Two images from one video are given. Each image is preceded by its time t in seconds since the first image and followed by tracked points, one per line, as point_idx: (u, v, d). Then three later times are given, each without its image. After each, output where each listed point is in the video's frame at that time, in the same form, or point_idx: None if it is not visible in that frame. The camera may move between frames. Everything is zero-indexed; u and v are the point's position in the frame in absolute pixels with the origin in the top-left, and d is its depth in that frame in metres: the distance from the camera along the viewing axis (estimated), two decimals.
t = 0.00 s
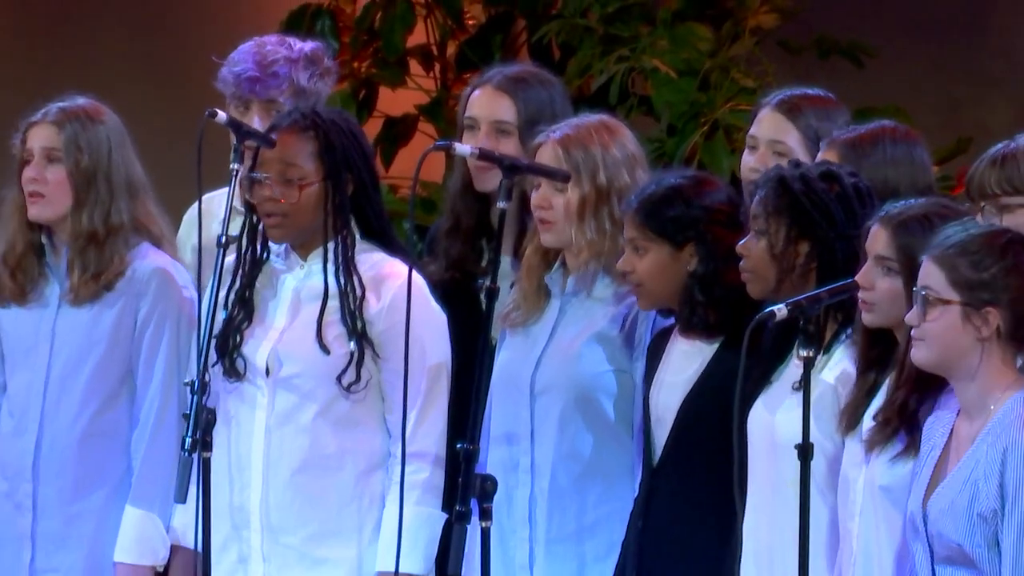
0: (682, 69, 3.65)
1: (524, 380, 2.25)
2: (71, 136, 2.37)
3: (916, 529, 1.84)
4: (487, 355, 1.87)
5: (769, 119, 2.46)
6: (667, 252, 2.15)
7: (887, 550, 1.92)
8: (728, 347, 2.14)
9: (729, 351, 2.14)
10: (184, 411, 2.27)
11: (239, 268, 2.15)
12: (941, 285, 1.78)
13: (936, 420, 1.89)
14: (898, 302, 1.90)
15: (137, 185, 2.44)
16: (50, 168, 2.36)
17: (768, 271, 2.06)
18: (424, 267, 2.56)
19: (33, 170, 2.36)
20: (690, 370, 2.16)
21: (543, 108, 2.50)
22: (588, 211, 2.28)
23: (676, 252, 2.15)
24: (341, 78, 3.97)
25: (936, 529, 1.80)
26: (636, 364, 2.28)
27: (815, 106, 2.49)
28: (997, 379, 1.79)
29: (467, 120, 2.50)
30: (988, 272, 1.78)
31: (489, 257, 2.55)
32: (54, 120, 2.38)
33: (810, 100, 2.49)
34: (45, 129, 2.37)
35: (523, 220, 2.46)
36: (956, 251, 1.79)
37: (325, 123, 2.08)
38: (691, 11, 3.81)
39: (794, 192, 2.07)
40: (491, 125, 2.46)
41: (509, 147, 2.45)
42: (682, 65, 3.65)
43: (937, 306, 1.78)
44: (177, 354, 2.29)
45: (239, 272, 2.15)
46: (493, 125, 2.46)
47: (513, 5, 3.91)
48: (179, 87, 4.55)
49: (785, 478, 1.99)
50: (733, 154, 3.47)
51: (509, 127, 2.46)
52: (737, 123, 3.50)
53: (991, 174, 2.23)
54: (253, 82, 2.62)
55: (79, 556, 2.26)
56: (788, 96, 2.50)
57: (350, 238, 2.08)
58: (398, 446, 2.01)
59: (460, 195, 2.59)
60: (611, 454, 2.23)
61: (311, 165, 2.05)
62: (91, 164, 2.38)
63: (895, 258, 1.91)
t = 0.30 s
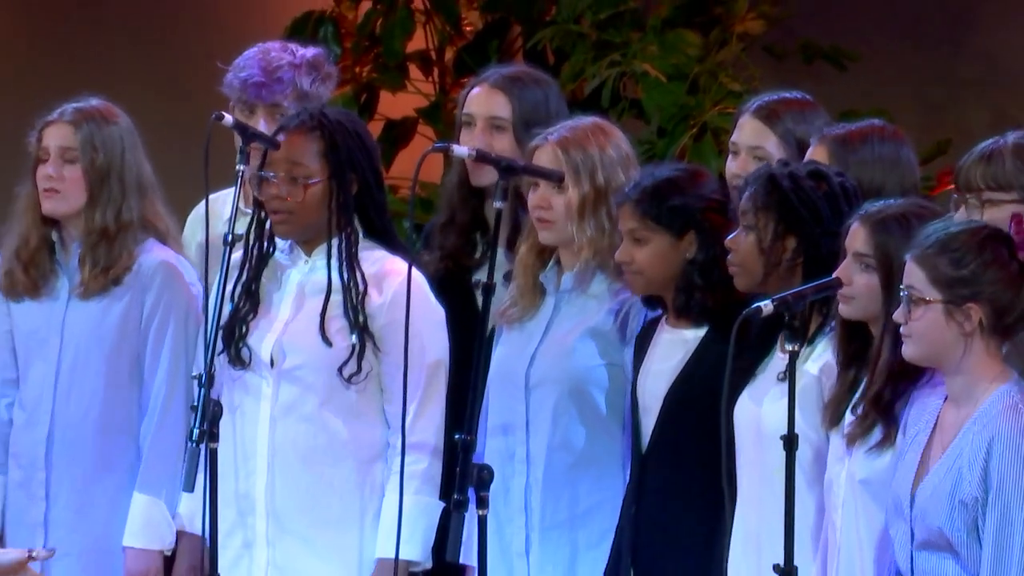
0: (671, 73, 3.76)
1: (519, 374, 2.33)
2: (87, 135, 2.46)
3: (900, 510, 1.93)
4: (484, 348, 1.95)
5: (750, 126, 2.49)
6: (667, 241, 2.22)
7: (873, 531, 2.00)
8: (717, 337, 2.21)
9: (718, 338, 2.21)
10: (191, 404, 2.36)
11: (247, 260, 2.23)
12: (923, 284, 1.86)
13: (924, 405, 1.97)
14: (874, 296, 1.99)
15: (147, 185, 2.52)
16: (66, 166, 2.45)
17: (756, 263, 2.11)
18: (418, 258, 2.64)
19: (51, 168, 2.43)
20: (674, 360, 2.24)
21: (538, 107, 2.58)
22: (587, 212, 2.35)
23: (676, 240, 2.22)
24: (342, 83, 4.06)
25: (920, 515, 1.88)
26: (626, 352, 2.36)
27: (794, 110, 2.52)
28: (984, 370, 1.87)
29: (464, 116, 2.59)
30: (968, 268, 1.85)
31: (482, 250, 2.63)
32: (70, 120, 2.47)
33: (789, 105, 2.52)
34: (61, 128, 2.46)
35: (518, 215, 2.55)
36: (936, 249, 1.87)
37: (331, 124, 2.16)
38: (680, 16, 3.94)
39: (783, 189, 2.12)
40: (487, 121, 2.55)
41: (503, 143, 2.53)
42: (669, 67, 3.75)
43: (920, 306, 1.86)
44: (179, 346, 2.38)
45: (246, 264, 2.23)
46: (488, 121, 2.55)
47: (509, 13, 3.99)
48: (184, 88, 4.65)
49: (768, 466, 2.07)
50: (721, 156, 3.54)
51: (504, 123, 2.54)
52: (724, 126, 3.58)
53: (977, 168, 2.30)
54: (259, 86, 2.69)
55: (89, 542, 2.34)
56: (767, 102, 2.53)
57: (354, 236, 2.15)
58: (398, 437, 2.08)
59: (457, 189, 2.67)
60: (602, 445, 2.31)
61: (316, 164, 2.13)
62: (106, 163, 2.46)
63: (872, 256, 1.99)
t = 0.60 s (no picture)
0: (662, 78, 3.81)
1: (515, 367, 2.42)
2: (100, 137, 2.55)
3: (883, 498, 2.01)
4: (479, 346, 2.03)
5: (740, 129, 2.57)
6: (659, 239, 2.30)
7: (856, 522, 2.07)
8: (703, 335, 2.29)
9: (702, 335, 2.29)
10: (198, 396, 2.43)
11: (252, 260, 2.31)
12: (914, 281, 1.93)
13: (908, 397, 2.04)
14: (855, 294, 2.07)
15: (156, 187, 2.60)
16: (80, 166, 2.53)
17: (741, 264, 2.19)
18: (416, 255, 2.72)
19: (65, 167, 2.52)
20: (664, 355, 2.32)
21: (532, 110, 2.66)
22: (579, 211, 2.45)
23: (667, 238, 2.31)
24: (343, 87, 4.13)
25: (907, 504, 1.95)
26: (617, 349, 2.44)
27: (782, 113, 2.60)
28: (971, 367, 1.94)
29: (460, 120, 2.66)
30: (958, 268, 1.92)
31: (479, 249, 2.71)
32: (84, 122, 2.56)
33: (776, 108, 2.60)
34: (76, 130, 2.55)
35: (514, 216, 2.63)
36: (927, 248, 1.94)
37: (334, 128, 2.24)
38: (672, 22, 3.97)
39: (774, 195, 2.20)
40: (482, 124, 2.63)
41: (499, 146, 2.61)
42: (659, 71, 3.82)
43: (911, 300, 1.93)
44: (187, 342, 2.45)
45: (252, 263, 2.31)
46: (484, 125, 2.62)
47: (506, 18, 4.05)
48: (185, 91, 4.71)
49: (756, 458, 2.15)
50: (711, 159, 3.64)
51: (498, 126, 2.62)
52: (714, 128, 3.68)
53: (962, 167, 2.37)
54: (265, 88, 2.78)
55: (102, 531, 2.43)
56: (756, 104, 2.61)
57: (354, 236, 2.23)
58: (398, 429, 2.16)
59: (454, 189, 2.74)
60: (594, 437, 2.40)
61: (320, 165, 2.21)
62: (118, 164, 2.55)
63: (852, 255, 2.08)
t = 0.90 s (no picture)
0: (654, 81, 3.90)
1: (510, 360, 2.51)
2: (110, 140, 2.63)
3: (866, 490, 2.08)
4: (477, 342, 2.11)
5: (725, 133, 2.65)
6: (644, 240, 2.38)
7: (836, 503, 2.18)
8: (694, 329, 2.38)
9: (693, 327, 2.38)
10: (206, 389, 2.52)
11: (259, 258, 2.39)
12: (897, 277, 2.01)
13: (885, 390, 2.13)
14: (837, 285, 2.16)
15: (163, 188, 2.69)
16: (90, 167, 2.61)
17: (730, 262, 2.28)
18: (417, 252, 2.81)
19: (76, 168, 2.60)
20: (656, 349, 2.40)
21: (529, 115, 2.75)
22: (572, 211, 2.52)
23: (652, 239, 2.38)
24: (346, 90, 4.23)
25: (892, 495, 2.02)
26: (611, 345, 2.54)
27: (767, 116, 2.68)
28: (948, 362, 2.02)
29: (460, 127, 2.74)
30: (939, 266, 2.00)
31: (477, 248, 2.80)
32: (95, 125, 2.64)
33: (762, 111, 2.69)
34: (85, 132, 2.63)
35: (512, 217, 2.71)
36: (910, 245, 2.02)
37: (334, 133, 2.32)
38: (659, 27, 4.05)
39: (755, 193, 2.28)
40: (482, 133, 2.71)
41: (499, 153, 2.70)
42: (650, 75, 3.90)
43: (893, 296, 2.01)
44: (195, 337, 2.53)
45: (258, 262, 2.39)
46: (484, 133, 2.71)
47: (502, 22, 4.17)
48: (194, 91, 4.81)
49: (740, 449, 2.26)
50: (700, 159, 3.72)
51: (499, 135, 2.71)
52: (703, 130, 3.79)
53: (945, 167, 2.45)
54: (268, 90, 2.86)
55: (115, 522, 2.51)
56: (741, 109, 2.69)
57: (355, 236, 2.32)
58: (399, 420, 2.26)
59: (453, 189, 2.82)
60: (587, 425, 2.50)
61: (318, 169, 2.29)
62: (127, 166, 2.63)
63: (833, 245, 2.17)
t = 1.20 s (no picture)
0: (644, 84, 3.98)
1: (503, 353, 2.59)
2: (116, 140, 2.72)
3: (853, 478, 2.16)
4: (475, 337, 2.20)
5: (709, 134, 2.73)
6: (631, 232, 2.47)
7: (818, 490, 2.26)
8: (682, 321, 2.46)
9: (677, 317, 2.47)
10: (211, 380, 2.61)
11: (264, 252, 2.47)
12: (881, 271, 2.10)
13: (871, 384, 2.22)
14: (814, 281, 2.25)
15: (169, 185, 2.77)
16: (97, 167, 2.69)
17: (718, 255, 2.36)
18: (416, 247, 2.90)
19: (83, 168, 2.68)
20: (642, 340, 2.48)
21: (525, 116, 2.83)
22: (556, 208, 2.62)
23: (639, 231, 2.47)
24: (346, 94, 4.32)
25: (879, 482, 2.11)
26: (599, 333, 2.63)
27: (749, 117, 2.76)
28: (933, 354, 2.11)
29: (459, 125, 2.83)
30: (921, 260, 2.09)
31: (473, 244, 2.88)
32: (100, 126, 2.72)
33: (744, 112, 2.77)
34: (92, 133, 2.72)
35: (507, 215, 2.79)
36: (893, 241, 2.10)
37: (336, 131, 2.40)
38: (650, 33, 4.18)
39: (745, 188, 2.36)
40: (479, 131, 2.80)
41: (496, 151, 2.78)
42: (641, 78, 3.98)
43: (877, 290, 2.10)
44: (201, 329, 2.61)
45: (264, 256, 2.47)
46: (481, 132, 2.79)
47: (498, 29, 4.25)
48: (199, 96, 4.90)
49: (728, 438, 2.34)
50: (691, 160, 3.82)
51: (495, 133, 2.79)
52: (692, 132, 3.89)
53: (929, 165, 2.53)
54: (273, 92, 2.95)
55: (122, 505, 2.57)
56: (725, 110, 2.77)
57: (355, 233, 2.39)
58: (399, 410, 2.34)
59: (450, 186, 2.89)
60: (577, 416, 2.59)
61: (320, 166, 2.38)
62: (133, 165, 2.71)
63: (810, 243, 2.25)
